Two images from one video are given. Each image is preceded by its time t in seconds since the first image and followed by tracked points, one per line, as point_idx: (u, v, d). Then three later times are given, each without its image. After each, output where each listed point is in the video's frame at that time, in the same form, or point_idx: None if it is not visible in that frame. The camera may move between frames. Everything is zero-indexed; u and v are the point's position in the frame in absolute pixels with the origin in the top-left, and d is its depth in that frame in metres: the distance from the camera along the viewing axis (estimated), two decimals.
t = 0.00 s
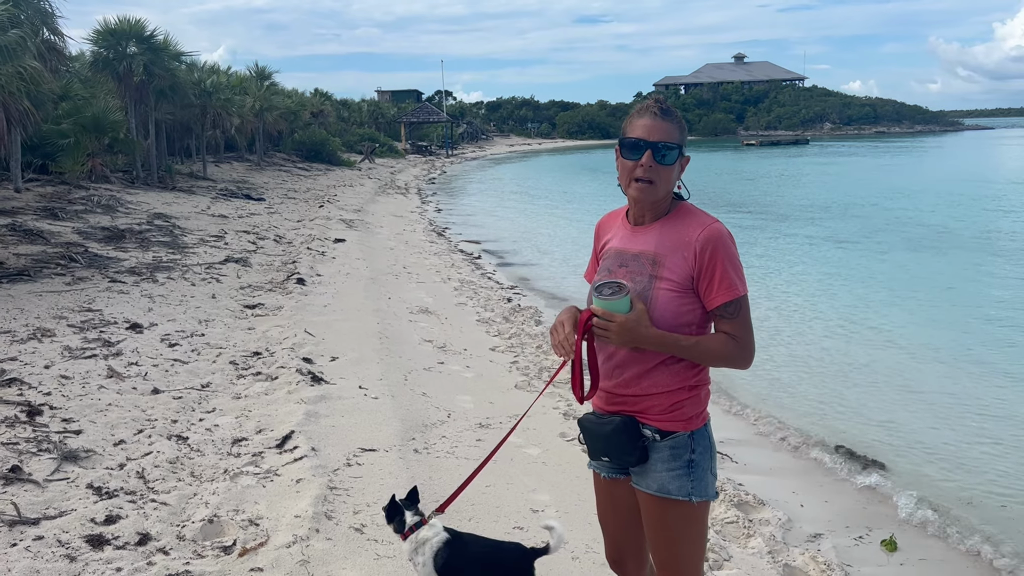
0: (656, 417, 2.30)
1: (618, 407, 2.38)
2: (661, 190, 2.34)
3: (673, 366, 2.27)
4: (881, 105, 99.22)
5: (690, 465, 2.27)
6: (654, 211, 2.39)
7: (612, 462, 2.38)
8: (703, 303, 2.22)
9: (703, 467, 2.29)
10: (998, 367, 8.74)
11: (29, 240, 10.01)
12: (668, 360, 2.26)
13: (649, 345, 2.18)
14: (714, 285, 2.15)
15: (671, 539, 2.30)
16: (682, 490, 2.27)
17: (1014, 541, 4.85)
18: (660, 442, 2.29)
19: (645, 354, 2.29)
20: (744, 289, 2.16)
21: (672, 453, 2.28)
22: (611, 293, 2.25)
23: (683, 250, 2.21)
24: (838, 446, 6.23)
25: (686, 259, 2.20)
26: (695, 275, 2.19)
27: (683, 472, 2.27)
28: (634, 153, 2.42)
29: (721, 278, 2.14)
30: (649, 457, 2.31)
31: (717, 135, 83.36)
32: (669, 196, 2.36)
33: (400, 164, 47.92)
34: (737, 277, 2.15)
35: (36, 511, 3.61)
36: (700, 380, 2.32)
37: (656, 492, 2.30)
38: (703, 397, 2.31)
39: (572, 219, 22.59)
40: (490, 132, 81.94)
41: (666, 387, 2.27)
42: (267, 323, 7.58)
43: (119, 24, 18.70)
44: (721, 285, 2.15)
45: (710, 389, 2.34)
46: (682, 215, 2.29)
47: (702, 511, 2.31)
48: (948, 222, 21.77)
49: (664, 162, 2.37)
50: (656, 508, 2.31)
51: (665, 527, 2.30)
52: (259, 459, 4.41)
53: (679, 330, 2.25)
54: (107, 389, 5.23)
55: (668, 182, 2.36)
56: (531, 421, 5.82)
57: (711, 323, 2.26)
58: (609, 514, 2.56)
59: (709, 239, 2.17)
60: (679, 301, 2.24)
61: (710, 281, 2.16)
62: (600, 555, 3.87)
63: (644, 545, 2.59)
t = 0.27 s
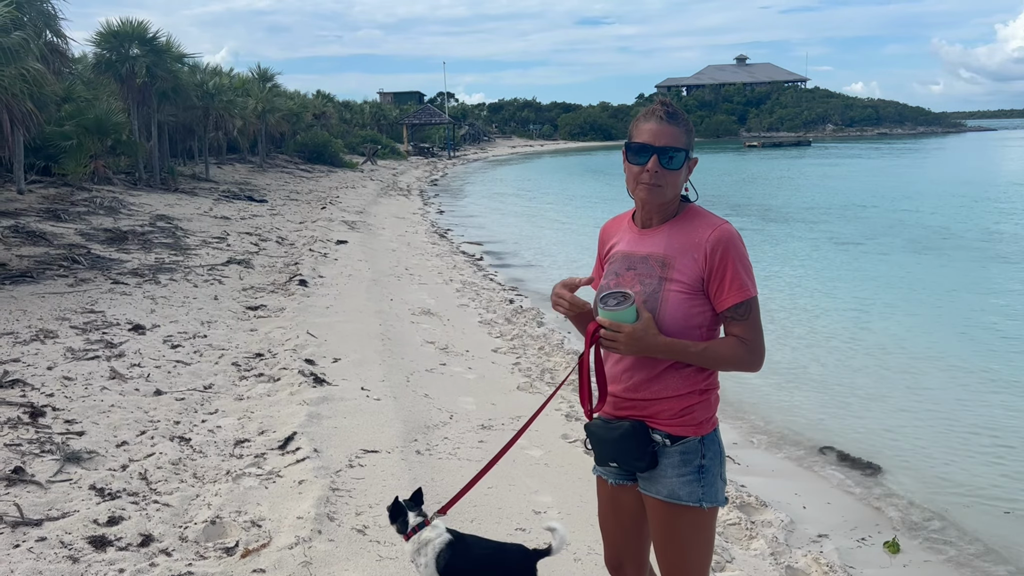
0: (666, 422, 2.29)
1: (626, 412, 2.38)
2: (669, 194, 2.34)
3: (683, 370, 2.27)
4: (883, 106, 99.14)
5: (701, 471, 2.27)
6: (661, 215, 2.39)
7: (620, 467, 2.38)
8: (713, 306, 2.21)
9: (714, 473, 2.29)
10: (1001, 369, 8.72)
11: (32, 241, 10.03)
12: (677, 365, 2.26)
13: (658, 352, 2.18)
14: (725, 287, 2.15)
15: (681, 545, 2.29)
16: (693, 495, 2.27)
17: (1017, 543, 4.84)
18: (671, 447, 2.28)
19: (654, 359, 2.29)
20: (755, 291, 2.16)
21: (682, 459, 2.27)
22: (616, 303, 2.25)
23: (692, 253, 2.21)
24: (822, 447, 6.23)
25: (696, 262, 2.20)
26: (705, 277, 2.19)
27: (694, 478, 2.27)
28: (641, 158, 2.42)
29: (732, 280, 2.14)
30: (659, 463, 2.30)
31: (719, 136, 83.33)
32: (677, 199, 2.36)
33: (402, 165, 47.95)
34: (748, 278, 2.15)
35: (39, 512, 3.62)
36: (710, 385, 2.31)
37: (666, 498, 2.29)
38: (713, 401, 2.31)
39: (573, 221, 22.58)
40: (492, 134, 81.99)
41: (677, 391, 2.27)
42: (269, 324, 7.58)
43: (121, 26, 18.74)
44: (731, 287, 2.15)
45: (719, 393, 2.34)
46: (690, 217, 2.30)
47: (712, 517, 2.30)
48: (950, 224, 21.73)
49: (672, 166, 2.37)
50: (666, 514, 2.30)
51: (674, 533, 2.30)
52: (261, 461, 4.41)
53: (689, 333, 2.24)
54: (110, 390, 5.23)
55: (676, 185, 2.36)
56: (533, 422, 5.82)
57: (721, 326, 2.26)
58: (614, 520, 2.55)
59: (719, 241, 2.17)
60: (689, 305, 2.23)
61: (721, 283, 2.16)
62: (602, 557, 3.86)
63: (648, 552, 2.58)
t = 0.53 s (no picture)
0: (676, 426, 2.28)
1: (635, 416, 2.37)
2: (672, 199, 2.34)
3: (693, 374, 2.26)
4: (884, 108, 99.04)
5: (710, 476, 2.26)
6: (667, 219, 2.39)
7: (629, 471, 2.37)
8: (722, 310, 2.21)
9: (723, 478, 2.28)
10: (1003, 371, 8.70)
11: (35, 243, 10.05)
12: (686, 369, 2.26)
13: (667, 360, 2.18)
14: (734, 290, 2.15)
15: (688, 550, 2.29)
16: (702, 501, 2.26)
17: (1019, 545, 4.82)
18: (680, 452, 2.28)
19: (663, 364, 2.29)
20: (763, 293, 2.16)
21: (692, 464, 2.26)
22: (623, 314, 2.25)
23: (700, 258, 2.21)
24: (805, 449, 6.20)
25: (704, 265, 2.20)
26: (713, 281, 2.19)
27: (703, 483, 2.26)
28: (645, 166, 2.41)
29: (741, 285, 2.14)
30: (668, 467, 2.29)
31: (721, 138, 83.28)
32: (682, 203, 2.36)
33: (404, 167, 47.96)
34: (757, 280, 2.15)
35: (41, 513, 3.62)
36: (720, 389, 2.31)
37: (675, 504, 2.28)
38: (723, 405, 2.30)
39: (575, 223, 22.57)
40: (494, 136, 82.03)
41: (686, 396, 2.27)
42: (271, 326, 7.59)
43: (123, 28, 18.78)
44: (740, 291, 2.15)
45: (729, 398, 2.34)
46: (696, 220, 2.29)
47: (720, 523, 2.30)
48: (953, 226, 21.70)
49: (676, 173, 2.36)
50: (675, 520, 2.30)
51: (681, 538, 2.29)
52: (263, 462, 4.41)
53: (699, 338, 2.24)
54: (112, 392, 5.24)
55: (679, 189, 2.36)
56: (534, 424, 5.81)
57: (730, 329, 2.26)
58: (618, 525, 2.55)
59: (727, 245, 2.17)
60: (698, 309, 2.23)
61: (729, 287, 2.16)
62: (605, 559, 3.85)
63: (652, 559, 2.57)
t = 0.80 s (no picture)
0: (678, 429, 2.29)
1: (638, 419, 2.38)
2: (674, 201, 2.34)
3: (696, 378, 2.26)
4: (886, 110, 98.99)
5: (711, 481, 2.26)
6: (670, 221, 2.39)
7: (630, 474, 2.38)
8: (726, 311, 2.20)
9: (725, 484, 2.27)
10: (1005, 372, 8.69)
11: (36, 244, 10.06)
12: (689, 372, 2.26)
13: (669, 361, 2.18)
14: (737, 292, 2.15)
15: (687, 554, 2.28)
16: (702, 505, 2.26)
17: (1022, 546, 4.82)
18: (681, 456, 2.27)
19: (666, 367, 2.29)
20: (767, 295, 2.15)
21: (693, 468, 2.26)
22: (625, 315, 2.26)
23: (703, 258, 2.21)
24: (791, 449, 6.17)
25: (707, 267, 2.20)
26: (717, 283, 2.19)
27: (703, 488, 2.26)
28: (644, 168, 2.42)
29: (744, 286, 2.13)
30: (669, 471, 2.29)
31: (722, 139, 83.27)
32: (684, 205, 2.36)
33: (405, 169, 47.98)
34: (761, 282, 2.14)
35: (42, 514, 3.62)
36: (725, 394, 2.29)
37: (675, 507, 2.28)
38: (727, 411, 2.29)
39: (576, 224, 22.57)
40: (495, 137, 82.08)
41: (689, 399, 2.26)
42: (272, 327, 7.59)
43: (125, 29, 18.81)
44: (744, 291, 2.13)
45: (734, 403, 2.32)
46: (700, 221, 2.29)
47: (720, 529, 2.29)
48: (954, 227, 21.69)
49: (677, 174, 2.36)
50: (675, 523, 2.30)
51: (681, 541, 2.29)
52: (265, 463, 4.41)
53: (703, 340, 2.23)
54: (114, 393, 5.25)
55: (681, 191, 2.36)
56: (535, 425, 5.81)
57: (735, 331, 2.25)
58: (620, 528, 2.55)
59: (730, 245, 2.16)
60: (702, 311, 2.23)
61: (732, 288, 2.15)
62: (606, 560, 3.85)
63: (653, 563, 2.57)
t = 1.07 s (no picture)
0: (676, 432, 2.28)
1: (641, 419, 2.39)
2: (674, 202, 2.34)
3: (697, 381, 2.25)
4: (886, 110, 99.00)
5: (707, 486, 2.24)
6: (676, 222, 2.39)
7: (631, 473, 2.39)
8: (726, 314, 2.18)
9: (722, 490, 2.26)
10: (1006, 373, 8.68)
11: (36, 246, 10.07)
12: (690, 374, 2.25)
13: (660, 359, 2.19)
14: (735, 294, 2.12)
15: (683, 557, 2.28)
16: (697, 510, 2.25)
17: None
18: (678, 459, 2.27)
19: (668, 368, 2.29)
20: (767, 300, 2.11)
21: (689, 472, 2.25)
22: (623, 309, 2.30)
23: (704, 259, 2.20)
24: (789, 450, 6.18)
25: (708, 269, 2.19)
26: (717, 285, 2.17)
27: (699, 493, 2.25)
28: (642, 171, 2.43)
29: (742, 287, 2.11)
30: (666, 473, 2.30)
31: (722, 140, 83.27)
32: (685, 205, 2.35)
33: (406, 170, 48.00)
34: (760, 286, 2.10)
35: (44, 516, 3.62)
36: (727, 400, 2.27)
37: (671, 509, 2.29)
38: (729, 417, 2.26)
39: (576, 225, 22.57)
40: (496, 139, 82.13)
41: (689, 403, 2.26)
42: (273, 328, 7.59)
43: (126, 31, 18.84)
44: (741, 294, 2.11)
45: (738, 410, 2.29)
46: (706, 224, 2.29)
47: (716, 536, 2.27)
48: (954, 228, 21.69)
49: (671, 177, 2.35)
50: (672, 525, 2.30)
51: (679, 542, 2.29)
52: (266, 465, 4.41)
53: (702, 342, 2.22)
54: (115, 394, 5.25)
55: (681, 191, 2.35)
56: (536, 426, 5.81)
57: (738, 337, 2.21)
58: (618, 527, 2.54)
59: (730, 247, 2.15)
60: (702, 313, 2.22)
61: (730, 291, 2.13)
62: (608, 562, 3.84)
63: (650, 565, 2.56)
